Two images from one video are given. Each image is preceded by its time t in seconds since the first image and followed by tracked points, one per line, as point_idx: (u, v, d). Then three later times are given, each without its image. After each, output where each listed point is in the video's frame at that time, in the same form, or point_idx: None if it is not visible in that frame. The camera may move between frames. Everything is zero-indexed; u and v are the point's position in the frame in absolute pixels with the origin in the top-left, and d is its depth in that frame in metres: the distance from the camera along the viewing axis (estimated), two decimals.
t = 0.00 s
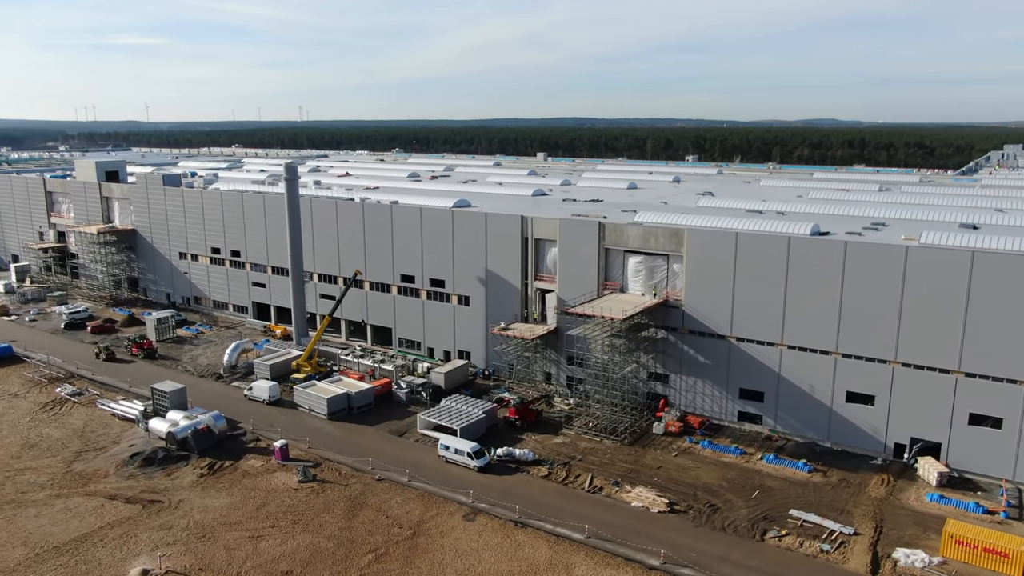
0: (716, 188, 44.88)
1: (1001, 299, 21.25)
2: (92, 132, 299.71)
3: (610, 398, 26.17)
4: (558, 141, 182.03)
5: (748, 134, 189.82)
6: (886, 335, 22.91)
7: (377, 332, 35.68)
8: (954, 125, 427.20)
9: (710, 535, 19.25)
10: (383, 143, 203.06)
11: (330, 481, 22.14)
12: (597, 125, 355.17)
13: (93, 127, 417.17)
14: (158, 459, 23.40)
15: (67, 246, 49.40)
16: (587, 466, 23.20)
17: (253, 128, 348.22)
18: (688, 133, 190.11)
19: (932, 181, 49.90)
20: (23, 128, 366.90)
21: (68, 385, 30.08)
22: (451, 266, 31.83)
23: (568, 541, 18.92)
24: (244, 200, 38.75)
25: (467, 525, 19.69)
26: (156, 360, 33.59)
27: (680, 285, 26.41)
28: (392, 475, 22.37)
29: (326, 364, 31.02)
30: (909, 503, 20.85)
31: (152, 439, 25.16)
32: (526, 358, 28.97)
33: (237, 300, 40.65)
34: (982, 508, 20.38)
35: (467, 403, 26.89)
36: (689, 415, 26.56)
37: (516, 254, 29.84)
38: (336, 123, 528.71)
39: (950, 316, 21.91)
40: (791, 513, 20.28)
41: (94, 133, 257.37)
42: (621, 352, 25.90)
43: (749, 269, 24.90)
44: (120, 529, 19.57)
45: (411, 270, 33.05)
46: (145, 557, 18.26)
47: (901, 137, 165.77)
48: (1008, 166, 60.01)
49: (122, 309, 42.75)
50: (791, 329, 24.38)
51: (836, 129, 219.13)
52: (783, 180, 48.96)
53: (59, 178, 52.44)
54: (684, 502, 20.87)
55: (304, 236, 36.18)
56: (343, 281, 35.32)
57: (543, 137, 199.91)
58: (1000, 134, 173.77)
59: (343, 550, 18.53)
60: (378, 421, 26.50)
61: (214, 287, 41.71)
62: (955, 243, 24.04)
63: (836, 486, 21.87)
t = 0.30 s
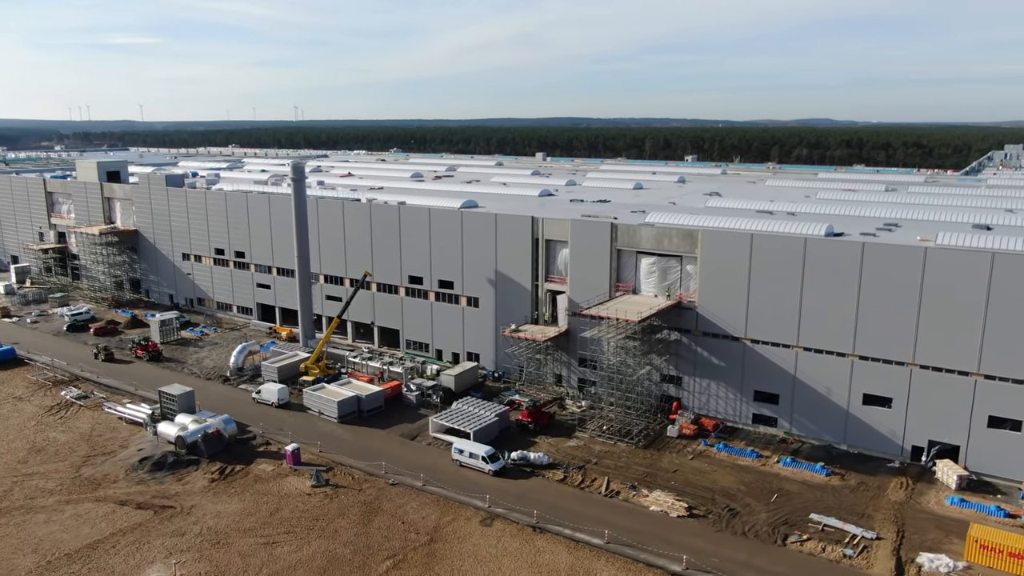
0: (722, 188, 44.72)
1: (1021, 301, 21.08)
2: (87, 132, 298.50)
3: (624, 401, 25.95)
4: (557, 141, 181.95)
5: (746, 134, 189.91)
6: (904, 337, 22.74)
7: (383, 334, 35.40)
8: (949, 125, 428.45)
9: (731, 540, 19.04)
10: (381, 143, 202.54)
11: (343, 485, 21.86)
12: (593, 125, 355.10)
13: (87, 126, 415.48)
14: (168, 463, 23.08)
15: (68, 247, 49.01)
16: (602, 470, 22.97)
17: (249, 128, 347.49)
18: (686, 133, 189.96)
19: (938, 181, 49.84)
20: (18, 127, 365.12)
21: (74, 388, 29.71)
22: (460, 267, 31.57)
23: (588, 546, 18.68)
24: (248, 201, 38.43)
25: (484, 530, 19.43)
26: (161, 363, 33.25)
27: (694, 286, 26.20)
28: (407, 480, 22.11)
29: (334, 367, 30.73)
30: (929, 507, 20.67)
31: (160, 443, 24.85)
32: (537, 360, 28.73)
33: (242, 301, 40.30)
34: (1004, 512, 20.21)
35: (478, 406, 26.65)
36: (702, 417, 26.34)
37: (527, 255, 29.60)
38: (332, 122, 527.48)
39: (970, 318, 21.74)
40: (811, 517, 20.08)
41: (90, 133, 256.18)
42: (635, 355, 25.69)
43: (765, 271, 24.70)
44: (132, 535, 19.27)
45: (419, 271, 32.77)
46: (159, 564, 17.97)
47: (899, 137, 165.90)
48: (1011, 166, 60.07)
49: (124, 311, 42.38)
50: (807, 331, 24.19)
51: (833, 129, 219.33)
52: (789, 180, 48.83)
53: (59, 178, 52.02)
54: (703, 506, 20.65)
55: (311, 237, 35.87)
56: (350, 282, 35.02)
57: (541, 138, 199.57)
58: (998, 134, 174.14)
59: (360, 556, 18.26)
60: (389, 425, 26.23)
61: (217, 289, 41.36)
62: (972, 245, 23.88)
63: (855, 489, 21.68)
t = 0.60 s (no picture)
0: (728, 188, 44.55)
1: None
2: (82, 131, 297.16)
3: (636, 403, 25.74)
4: (555, 141, 181.52)
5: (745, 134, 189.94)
6: (920, 339, 22.56)
7: (390, 336, 35.14)
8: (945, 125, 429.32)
9: (751, 544, 18.84)
10: (379, 143, 201.99)
11: (356, 490, 21.60)
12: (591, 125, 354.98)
13: (83, 126, 414.01)
14: (177, 467, 22.80)
15: (69, 248, 48.71)
16: (617, 473, 22.74)
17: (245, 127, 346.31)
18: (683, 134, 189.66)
19: (943, 181, 49.74)
20: (13, 128, 363.38)
21: (79, 391, 29.40)
22: (468, 268, 31.32)
23: (606, 552, 18.45)
24: (253, 201, 38.13)
25: (501, 535, 19.19)
26: (166, 365, 32.95)
27: (707, 288, 26.02)
28: (420, 484, 21.85)
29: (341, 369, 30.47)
30: (949, 510, 20.50)
31: (169, 446, 24.56)
32: (547, 362, 28.50)
33: (246, 302, 39.99)
34: None
35: (489, 408, 26.42)
36: (715, 419, 26.14)
37: (536, 256, 29.36)
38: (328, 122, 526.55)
39: (988, 320, 21.57)
40: (831, 521, 19.88)
41: (85, 132, 255.39)
42: (648, 357, 25.48)
43: (779, 272, 24.52)
44: (144, 541, 18.99)
45: (427, 272, 32.53)
46: (173, 571, 17.69)
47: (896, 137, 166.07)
48: (1014, 166, 60.15)
49: (127, 312, 42.04)
50: (822, 333, 24.00)
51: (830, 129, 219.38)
52: (794, 180, 48.70)
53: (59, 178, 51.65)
54: (721, 510, 20.44)
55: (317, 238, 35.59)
56: (357, 283, 34.77)
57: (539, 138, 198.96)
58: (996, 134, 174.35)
59: (376, 562, 18.01)
60: (399, 428, 25.99)
61: (221, 289, 41.06)
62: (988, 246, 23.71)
63: (872, 493, 21.50)
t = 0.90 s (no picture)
0: (734, 188, 44.32)
1: None
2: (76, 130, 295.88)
3: (649, 406, 25.53)
4: (554, 140, 181.25)
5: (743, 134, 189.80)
6: (938, 341, 22.38)
7: (397, 337, 34.86)
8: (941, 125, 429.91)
9: (772, 549, 18.61)
10: (377, 142, 201.37)
11: (369, 494, 21.32)
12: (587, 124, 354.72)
13: (78, 125, 412.32)
14: (187, 472, 22.48)
15: (70, 248, 48.36)
16: (632, 477, 22.51)
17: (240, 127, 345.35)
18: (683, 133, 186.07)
19: (950, 181, 49.53)
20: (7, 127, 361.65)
21: (84, 394, 29.06)
22: (477, 269, 31.05)
23: (626, 557, 18.21)
24: (257, 201, 37.78)
25: (518, 540, 18.93)
26: (170, 367, 32.61)
27: (720, 288, 25.82)
28: (434, 488, 21.59)
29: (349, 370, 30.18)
30: (969, 514, 20.31)
31: (177, 450, 24.25)
32: (558, 364, 28.26)
33: (249, 303, 39.64)
34: None
35: (501, 411, 26.19)
36: (728, 421, 25.95)
37: (546, 256, 29.11)
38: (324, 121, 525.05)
39: (1007, 321, 21.38)
40: (851, 525, 19.67)
41: (80, 131, 254.39)
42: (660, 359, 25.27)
43: (794, 273, 24.31)
44: (156, 548, 18.69)
45: (434, 273, 32.25)
46: None
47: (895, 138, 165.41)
48: (1017, 165, 60.06)
49: (129, 313, 41.68)
50: (837, 335, 23.81)
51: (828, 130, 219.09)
52: (799, 180, 48.51)
53: (59, 178, 51.25)
54: (739, 514, 20.21)
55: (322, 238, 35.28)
56: (363, 284, 34.48)
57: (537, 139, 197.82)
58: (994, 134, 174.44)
59: (393, 569, 17.74)
60: (409, 431, 25.72)
61: (224, 290, 40.70)
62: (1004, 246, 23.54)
63: (891, 496, 21.32)
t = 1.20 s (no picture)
0: (739, 189, 44.12)
1: None
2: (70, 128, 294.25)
3: (661, 409, 25.28)
4: (553, 141, 180.38)
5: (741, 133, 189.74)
6: (955, 343, 22.19)
7: (402, 339, 34.53)
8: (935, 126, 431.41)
9: (792, 556, 18.37)
10: (374, 142, 200.65)
11: (381, 500, 21.01)
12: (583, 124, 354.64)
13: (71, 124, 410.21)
14: (195, 477, 22.11)
15: (69, 249, 47.92)
16: (647, 481, 22.25)
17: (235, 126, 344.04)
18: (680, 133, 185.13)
19: (954, 181, 49.45)
20: None
21: (87, 397, 28.64)
22: (484, 270, 30.73)
23: (645, 564, 17.96)
24: (260, 201, 37.38)
25: (535, 547, 18.64)
26: (173, 369, 32.19)
27: (733, 290, 25.59)
28: (447, 493, 21.29)
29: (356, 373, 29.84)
30: (988, 519, 20.11)
31: (184, 455, 23.88)
32: (568, 366, 28.01)
33: (252, 305, 39.23)
34: None
35: (511, 414, 25.91)
36: (741, 425, 25.71)
37: (556, 258, 28.82)
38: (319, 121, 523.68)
39: None
40: (871, 530, 19.45)
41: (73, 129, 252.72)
42: (673, 362, 25.02)
43: (808, 275, 24.11)
44: (166, 555, 18.34)
45: (441, 274, 31.94)
46: None
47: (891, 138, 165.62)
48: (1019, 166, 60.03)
49: (130, 314, 41.24)
50: (853, 337, 23.61)
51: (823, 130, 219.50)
52: (803, 181, 48.35)
53: (57, 177, 50.70)
54: (757, 519, 19.97)
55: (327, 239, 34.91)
56: (368, 285, 34.14)
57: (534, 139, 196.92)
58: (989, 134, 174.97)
59: None
60: (419, 435, 25.41)
61: (227, 292, 40.27)
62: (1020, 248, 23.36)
63: (909, 500, 21.12)
